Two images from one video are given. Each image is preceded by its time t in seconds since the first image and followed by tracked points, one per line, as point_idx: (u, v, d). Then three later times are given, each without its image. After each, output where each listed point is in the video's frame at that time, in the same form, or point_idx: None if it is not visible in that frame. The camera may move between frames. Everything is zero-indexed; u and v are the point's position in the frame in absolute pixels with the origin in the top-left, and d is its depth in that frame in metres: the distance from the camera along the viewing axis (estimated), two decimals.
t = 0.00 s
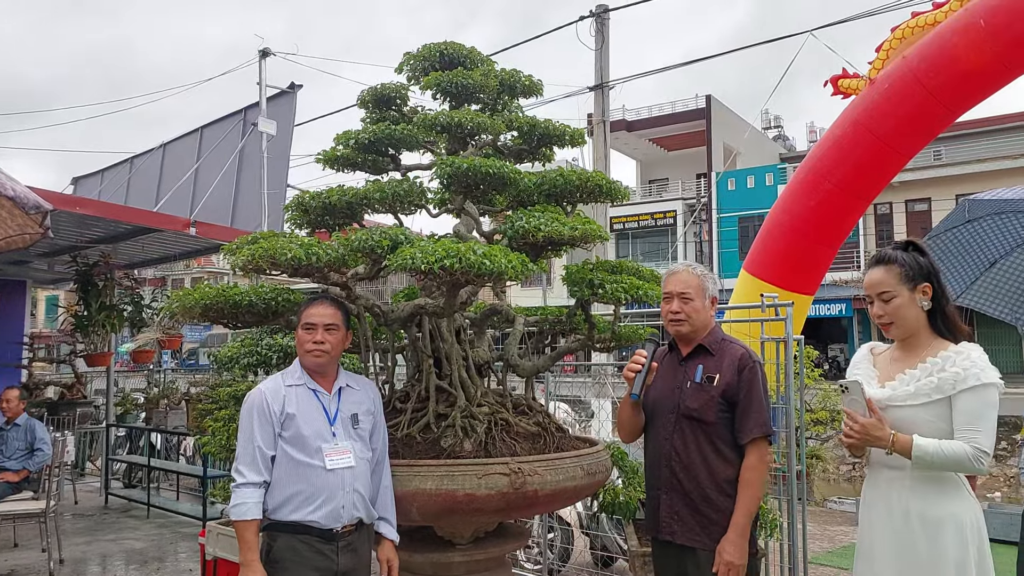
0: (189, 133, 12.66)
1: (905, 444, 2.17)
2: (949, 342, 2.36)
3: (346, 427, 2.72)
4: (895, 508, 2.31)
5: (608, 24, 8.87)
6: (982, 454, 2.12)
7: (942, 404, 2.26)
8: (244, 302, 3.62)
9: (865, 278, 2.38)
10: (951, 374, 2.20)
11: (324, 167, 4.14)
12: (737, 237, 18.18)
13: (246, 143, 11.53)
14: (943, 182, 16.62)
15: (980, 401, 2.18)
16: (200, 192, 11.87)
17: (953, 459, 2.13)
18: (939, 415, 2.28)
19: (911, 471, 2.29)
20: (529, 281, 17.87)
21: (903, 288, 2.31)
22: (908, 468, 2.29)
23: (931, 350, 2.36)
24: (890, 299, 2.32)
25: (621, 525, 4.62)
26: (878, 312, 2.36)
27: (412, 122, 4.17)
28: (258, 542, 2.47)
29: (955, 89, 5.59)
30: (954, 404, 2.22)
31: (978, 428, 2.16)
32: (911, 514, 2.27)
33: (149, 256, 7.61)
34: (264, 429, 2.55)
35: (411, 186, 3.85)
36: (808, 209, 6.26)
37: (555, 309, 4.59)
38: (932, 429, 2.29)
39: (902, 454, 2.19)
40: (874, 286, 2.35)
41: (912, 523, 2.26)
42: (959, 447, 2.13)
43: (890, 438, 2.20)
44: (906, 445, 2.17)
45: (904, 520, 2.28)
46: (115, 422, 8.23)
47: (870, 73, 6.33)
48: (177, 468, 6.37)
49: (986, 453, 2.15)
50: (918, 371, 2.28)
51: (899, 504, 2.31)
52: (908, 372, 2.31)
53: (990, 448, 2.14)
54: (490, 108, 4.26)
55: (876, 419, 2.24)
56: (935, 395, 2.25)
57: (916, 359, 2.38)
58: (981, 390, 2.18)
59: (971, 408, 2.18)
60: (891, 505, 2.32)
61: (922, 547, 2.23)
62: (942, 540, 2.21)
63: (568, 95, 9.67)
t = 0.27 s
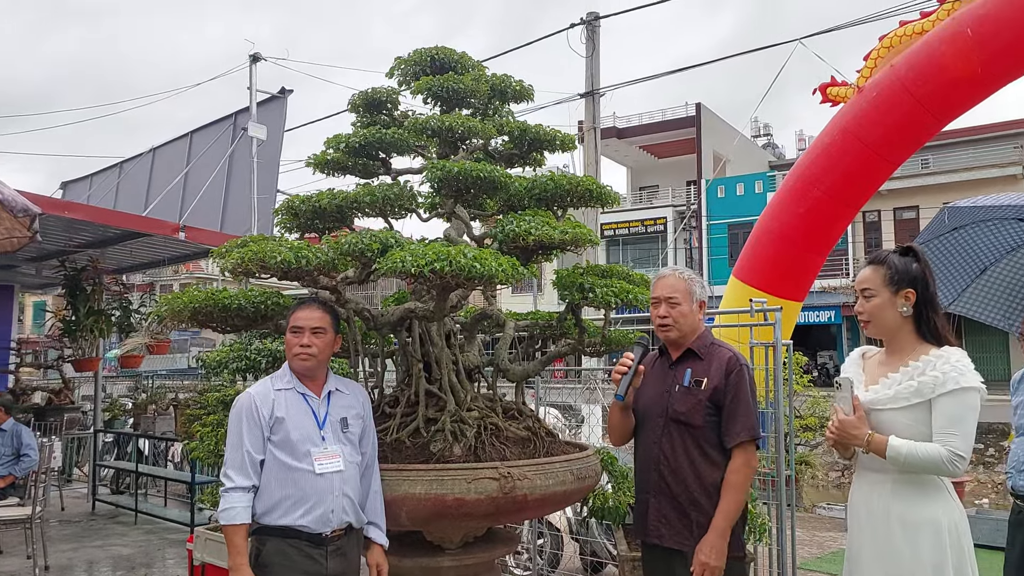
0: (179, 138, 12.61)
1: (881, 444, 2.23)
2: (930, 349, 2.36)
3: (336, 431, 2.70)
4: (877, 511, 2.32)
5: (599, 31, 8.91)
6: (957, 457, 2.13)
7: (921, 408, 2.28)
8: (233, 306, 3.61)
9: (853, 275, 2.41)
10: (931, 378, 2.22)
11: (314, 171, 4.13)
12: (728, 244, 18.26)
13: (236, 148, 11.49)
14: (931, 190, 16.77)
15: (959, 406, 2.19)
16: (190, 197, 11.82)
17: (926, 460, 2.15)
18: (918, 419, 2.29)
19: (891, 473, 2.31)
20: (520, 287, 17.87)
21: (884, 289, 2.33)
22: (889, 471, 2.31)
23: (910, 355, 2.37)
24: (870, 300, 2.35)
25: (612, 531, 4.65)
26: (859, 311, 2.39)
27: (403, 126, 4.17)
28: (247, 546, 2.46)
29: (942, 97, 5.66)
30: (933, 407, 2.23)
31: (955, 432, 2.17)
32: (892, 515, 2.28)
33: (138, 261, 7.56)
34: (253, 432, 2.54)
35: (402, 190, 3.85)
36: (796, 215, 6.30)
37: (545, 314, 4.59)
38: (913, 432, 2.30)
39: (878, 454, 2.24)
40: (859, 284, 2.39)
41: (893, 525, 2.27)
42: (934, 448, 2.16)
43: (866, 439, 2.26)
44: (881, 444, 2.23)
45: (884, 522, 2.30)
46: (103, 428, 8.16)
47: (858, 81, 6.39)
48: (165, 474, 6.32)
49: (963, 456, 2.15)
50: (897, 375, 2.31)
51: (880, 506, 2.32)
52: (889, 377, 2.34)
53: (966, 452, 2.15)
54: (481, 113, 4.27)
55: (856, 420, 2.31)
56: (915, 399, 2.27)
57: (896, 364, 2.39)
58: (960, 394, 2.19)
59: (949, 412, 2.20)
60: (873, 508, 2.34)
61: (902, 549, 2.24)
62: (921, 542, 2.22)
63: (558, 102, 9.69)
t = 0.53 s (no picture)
0: (170, 144, 12.57)
1: (859, 446, 2.28)
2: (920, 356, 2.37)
3: (329, 438, 2.70)
4: (860, 515, 2.35)
5: (591, 39, 8.95)
6: (930, 465, 2.15)
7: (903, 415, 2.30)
8: (225, 312, 3.60)
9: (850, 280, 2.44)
10: (911, 388, 2.24)
11: (307, 177, 4.14)
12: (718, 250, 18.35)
13: (228, 154, 11.47)
14: (920, 197, 16.91)
15: (937, 415, 2.20)
16: (181, 203, 11.78)
17: (900, 466, 2.19)
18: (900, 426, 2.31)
19: (876, 478, 2.34)
20: (512, 293, 17.88)
21: (875, 297, 2.36)
22: (872, 476, 2.33)
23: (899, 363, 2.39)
24: (861, 306, 2.39)
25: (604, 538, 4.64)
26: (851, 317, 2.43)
27: (396, 133, 4.18)
28: (239, 553, 2.46)
29: (930, 105, 5.72)
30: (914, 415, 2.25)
31: (930, 440, 2.18)
32: (874, 520, 2.31)
33: (129, 267, 7.53)
34: (245, 439, 2.54)
35: (395, 197, 3.86)
36: (787, 223, 6.34)
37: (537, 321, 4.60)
38: (895, 439, 2.32)
39: (855, 454, 2.30)
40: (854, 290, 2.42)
41: (874, 530, 2.30)
42: (908, 455, 2.19)
43: (846, 439, 2.31)
44: (859, 445, 2.28)
45: (867, 527, 2.32)
46: (92, 435, 8.10)
47: (848, 89, 6.46)
48: (155, 481, 6.29)
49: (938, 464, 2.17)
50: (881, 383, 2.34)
51: (863, 510, 2.34)
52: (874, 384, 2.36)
53: (942, 460, 2.16)
54: (474, 120, 4.29)
55: (839, 419, 2.36)
56: (897, 406, 2.29)
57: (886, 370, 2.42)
58: (937, 403, 2.20)
59: (927, 421, 2.21)
60: (856, 513, 2.36)
61: (884, 554, 2.26)
62: (902, 547, 2.24)
63: (548, 108, 9.49)
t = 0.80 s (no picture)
0: (165, 149, 12.56)
1: (856, 450, 2.31)
2: (909, 360, 2.38)
3: (325, 444, 2.70)
4: (858, 518, 2.37)
5: (586, 45, 8.99)
6: (922, 470, 2.17)
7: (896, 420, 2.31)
8: (221, 318, 3.60)
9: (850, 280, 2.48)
10: (903, 393, 2.26)
11: (303, 183, 4.15)
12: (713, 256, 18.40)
13: (223, 159, 11.46)
14: (914, 203, 17.00)
15: (929, 420, 2.21)
16: (176, 209, 11.76)
17: (893, 470, 2.22)
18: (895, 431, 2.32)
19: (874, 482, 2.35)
20: (507, 298, 17.90)
21: (867, 298, 2.40)
22: (870, 480, 2.36)
23: (891, 366, 2.41)
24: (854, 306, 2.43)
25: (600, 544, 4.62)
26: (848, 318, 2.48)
27: (391, 140, 4.20)
28: (235, 560, 2.46)
29: (923, 112, 5.77)
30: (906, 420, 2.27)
31: (922, 445, 2.20)
32: (871, 523, 2.33)
33: (123, 272, 7.51)
34: (240, 445, 2.54)
35: (391, 203, 3.87)
36: (781, 228, 6.36)
37: (532, 326, 4.61)
38: (891, 443, 2.33)
39: (853, 459, 2.33)
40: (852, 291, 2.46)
41: (871, 533, 2.32)
42: (901, 460, 2.21)
43: (843, 443, 2.34)
44: (855, 449, 2.31)
45: (865, 529, 2.35)
46: (86, 441, 8.08)
47: (842, 95, 6.51)
48: (150, 487, 6.27)
49: (931, 469, 2.18)
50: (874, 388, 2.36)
51: (862, 514, 2.37)
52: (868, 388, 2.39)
53: (934, 466, 2.17)
54: (470, 126, 4.30)
55: (835, 423, 2.38)
56: (890, 412, 2.31)
57: (881, 372, 2.45)
58: (928, 408, 2.21)
59: (919, 426, 2.22)
60: (855, 516, 2.39)
61: (881, 557, 2.29)
62: (898, 549, 2.26)
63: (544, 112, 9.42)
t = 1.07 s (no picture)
0: (161, 151, 12.55)
1: (846, 447, 2.39)
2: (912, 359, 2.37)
3: (320, 445, 2.70)
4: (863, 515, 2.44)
5: (582, 47, 9.02)
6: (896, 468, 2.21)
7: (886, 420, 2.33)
8: (217, 320, 3.60)
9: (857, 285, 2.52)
10: (889, 392, 2.29)
11: (300, 185, 4.15)
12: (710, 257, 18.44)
13: (220, 160, 11.45)
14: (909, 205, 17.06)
15: (910, 418, 2.22)
16: (172, 211, 11.74)
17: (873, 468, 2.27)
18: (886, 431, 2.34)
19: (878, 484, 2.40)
20: (504, 300, 17.90)
21: (870, 300, 2.43)
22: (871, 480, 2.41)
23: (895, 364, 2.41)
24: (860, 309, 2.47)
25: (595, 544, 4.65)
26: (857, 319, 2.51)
27: (388, 142, 4.21)
28: (231, 562, 2.46)
29: (918, 114, 5.79)
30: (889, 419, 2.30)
31: (899, 443, 2.23)
32: (873, 521, 2.40)
33: (119, 274, 7.50)
34: (236, 447, 2.54)
35: (387, 205, 3.88)
36: (777, 230, 6.39)
37: (528, 327, 4.62)
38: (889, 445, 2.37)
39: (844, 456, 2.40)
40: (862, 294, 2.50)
41: (873, 530, 2.39)
42: (881, 457, 2.26)
43: (836, 440, 2.42)
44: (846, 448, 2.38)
45: (868, 526, 2.42)
46: (82, 443, 8.06)
47: (837, 98, 6.53)
48: (145, 489, 6.26)
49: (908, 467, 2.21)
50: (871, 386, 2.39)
51: (868, 516, 2.42)
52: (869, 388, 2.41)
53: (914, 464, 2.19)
54: (466, 128, 4.31)
55: (831, 421, 2.46)
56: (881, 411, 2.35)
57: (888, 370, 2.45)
58: (905, 407, 2.23)
59: (902, 424, 2.24)
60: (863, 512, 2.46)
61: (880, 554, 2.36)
62: (895, 547, 2.32)
63: (541, 114, 9.47)
